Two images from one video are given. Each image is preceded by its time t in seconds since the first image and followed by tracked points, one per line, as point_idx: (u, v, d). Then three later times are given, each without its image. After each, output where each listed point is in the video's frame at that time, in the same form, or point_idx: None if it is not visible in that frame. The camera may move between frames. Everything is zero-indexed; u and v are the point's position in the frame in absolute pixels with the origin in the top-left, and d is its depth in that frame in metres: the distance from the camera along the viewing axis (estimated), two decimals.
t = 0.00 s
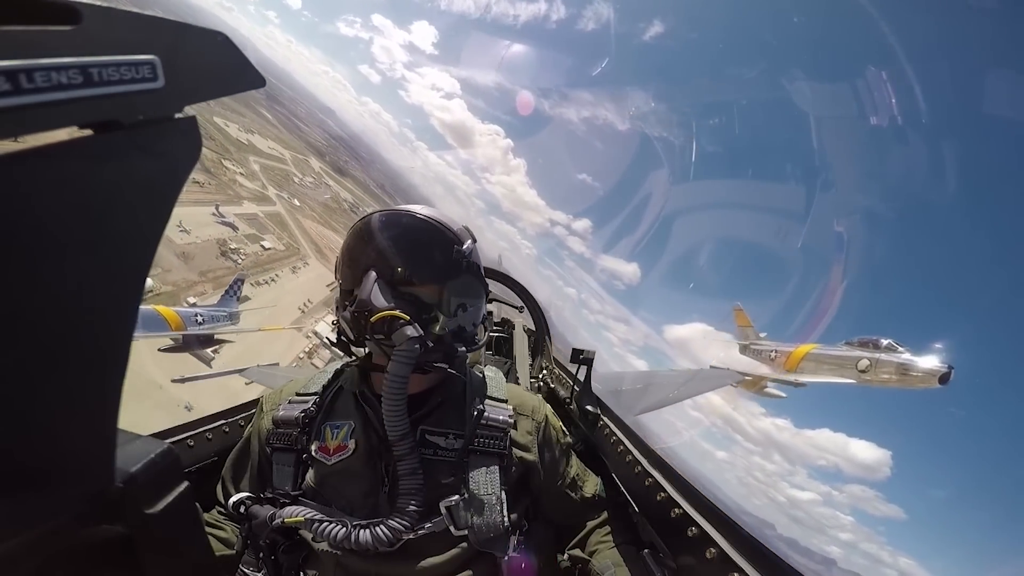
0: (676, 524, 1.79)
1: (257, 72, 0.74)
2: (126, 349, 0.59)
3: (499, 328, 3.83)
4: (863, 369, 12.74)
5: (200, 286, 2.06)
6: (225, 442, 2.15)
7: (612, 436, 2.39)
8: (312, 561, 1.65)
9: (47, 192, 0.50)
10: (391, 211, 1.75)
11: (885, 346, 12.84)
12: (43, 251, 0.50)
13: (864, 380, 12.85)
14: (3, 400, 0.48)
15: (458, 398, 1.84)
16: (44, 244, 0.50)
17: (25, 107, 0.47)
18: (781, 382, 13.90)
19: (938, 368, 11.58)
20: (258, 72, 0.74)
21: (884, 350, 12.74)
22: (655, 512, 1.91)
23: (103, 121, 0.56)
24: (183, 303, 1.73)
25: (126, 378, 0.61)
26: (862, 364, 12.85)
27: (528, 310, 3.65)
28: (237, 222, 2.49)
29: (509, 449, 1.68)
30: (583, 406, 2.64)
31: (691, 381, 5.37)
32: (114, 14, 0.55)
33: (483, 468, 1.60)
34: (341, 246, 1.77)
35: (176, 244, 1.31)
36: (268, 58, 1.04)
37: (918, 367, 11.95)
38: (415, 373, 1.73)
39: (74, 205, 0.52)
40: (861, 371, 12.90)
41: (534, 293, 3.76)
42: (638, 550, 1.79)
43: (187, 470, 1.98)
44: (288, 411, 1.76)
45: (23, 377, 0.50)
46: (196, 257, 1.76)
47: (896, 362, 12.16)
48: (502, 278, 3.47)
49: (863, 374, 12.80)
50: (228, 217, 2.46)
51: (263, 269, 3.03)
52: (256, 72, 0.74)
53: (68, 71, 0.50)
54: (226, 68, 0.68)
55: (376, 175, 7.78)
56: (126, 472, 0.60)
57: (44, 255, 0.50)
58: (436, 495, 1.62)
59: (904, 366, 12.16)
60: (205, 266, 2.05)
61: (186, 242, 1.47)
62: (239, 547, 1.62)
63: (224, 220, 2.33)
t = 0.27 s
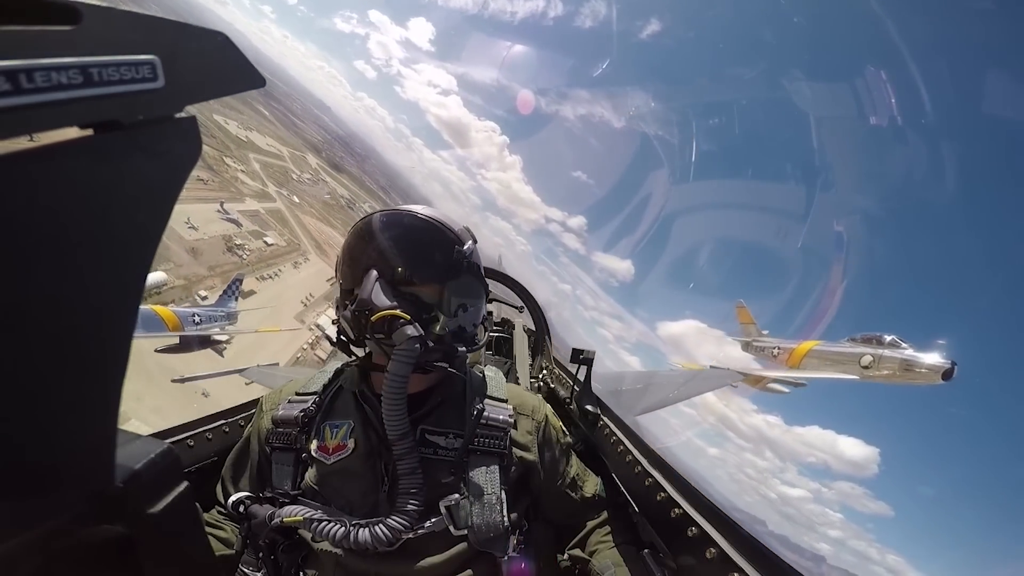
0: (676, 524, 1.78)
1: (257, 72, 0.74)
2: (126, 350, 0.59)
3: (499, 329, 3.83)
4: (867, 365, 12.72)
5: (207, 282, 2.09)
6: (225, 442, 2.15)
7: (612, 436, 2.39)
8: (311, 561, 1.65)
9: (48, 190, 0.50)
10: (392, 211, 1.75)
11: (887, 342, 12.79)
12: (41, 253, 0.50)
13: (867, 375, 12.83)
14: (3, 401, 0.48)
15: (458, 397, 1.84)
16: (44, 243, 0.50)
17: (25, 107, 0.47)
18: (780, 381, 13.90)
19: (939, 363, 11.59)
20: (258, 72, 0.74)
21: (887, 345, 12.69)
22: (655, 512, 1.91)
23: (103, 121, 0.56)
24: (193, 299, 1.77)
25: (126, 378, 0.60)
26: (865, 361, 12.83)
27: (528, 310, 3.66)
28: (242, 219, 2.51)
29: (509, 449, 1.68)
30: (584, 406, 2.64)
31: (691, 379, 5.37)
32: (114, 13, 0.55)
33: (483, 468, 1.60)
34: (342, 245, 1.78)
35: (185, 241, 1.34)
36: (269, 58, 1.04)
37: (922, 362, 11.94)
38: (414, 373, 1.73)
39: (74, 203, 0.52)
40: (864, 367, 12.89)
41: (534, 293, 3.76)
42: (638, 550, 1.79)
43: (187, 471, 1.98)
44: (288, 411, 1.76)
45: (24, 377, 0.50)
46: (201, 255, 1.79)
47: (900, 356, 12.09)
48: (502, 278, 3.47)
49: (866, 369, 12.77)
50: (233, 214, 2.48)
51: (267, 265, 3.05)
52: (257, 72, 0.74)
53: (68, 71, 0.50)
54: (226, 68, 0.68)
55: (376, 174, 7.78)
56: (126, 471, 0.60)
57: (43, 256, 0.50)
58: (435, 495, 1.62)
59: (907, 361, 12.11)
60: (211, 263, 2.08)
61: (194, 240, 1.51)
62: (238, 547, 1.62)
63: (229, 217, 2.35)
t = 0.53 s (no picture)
0: (676, 524, 1.78)
1: (257, 72, 0.74)
2: (126, 350, 0.59)
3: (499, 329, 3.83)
4: (868, 363, 12.68)
5: (211, 278, 2.12)
6: (225, 442, 2.15)
7: (612, 436, 2.39)
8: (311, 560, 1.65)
9: (51, 189, 0.50)
10: (392, 211, 1.75)
11: (890, 340, 12.76)
12: (42, 253, 0.50)
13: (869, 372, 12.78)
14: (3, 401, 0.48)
15: (458, 397, 1.84)
16: (47, 241, 0.50)
17: (25, 107, 0.47)
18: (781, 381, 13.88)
19: (940, 360, 11.54)
20: (258, 72, 0.74)
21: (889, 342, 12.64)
22: (654, 512, 1.91)
23: (103, 121, 0.56)
24: (200, 294, 1.82)
25: (126, 377, 0.60)
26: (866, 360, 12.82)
27: (528, 310, 3.66)
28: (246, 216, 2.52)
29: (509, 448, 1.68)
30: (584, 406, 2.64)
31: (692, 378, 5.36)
32: (113, 14, 0.55)
33: (483, 468, 1.60)
34: (342, 244, 1.78)
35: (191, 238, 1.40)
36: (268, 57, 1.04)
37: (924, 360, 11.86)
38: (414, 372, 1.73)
39: (76, 202, 0.52)
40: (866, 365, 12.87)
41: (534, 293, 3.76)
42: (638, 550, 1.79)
43: (187, 471, 1.98)
44: (287, 411, 1.76)
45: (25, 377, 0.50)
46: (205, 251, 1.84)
47: (902, 354, 12.05)
48: (502, 278, 3.47)
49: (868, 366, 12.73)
50: (236, 210, 2.50)
51: (269, 261, 3.06)
52: (257, 72, 0.74)
53: (68, 71, 0.50)
54: (225, 68, 0.68)
55: (376, 173, 7.77)
56: (126, 471, 0.60)
57: (43, 256, 0.50)
58: (435, 495, 1.63)
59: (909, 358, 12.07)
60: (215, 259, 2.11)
61: (200, 237, 1.55)
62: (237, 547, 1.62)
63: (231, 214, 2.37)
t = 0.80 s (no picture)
0: (676, 524, 1.78)
1: (257, 72, 0.74)
2: (126, 350, 0.59)
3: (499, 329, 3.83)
4: (870, 360, 12.66)
5: (210, 277, 2.12)
6: (225, 442, 2.15)
7: (612, 436, 2.39)
8: (311, 561, 1.65)
9: (51, 191, 0.50)
10: (394, 212, 1.76)
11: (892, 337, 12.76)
12: (43, 253, 0.50)
13: (871, 369, 12.77)
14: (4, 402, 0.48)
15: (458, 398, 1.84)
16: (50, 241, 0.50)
17: (27, 107, 0.47)
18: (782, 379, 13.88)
19: (942, 357, 11.54)
20: (258, 72, 0.74)
21: (890, 339, 12.62)
22: (654, 512, 1.91)
23: (103, 121, 0.56)
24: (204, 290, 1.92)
25: (125, 377, 0.60)
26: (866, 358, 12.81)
27: (528, 310, 3.65)
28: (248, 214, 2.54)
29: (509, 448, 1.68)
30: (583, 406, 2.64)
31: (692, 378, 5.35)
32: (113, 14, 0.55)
33: (483, 468, 1.60)
34: (343, 244, 1.78)
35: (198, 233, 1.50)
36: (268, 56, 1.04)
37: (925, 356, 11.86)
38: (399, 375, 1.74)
39: (75, 202, 0.52)
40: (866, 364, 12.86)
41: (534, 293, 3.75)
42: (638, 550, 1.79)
43: (187, 471, 1.98)
44: (287, 411, 1.76)
45: (24, 378, 0.50)
46: (207, 247, 1.94)
47: (904, 351, 12.03)
48: (502, 278, 3.47)
49: (870, 363, 12.70)
50: (239, 208, 2.51)
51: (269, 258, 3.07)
52: (257, 72, 0.74)
53: (68, 71, 0.50)
54: (225, 68, 0.68)
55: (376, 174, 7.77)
56: (126, 471, 0.60)
57: (44, 256, 0.50)
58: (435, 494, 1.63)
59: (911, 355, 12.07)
60: (216, 254, 2.19)
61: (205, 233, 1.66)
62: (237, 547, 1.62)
63: (231, 214, 2.36)
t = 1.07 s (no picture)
0: (676, 524, 1.78)
1: (257, 72, 0.74)
2: (126, 350, 0.59)
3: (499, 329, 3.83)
4: (872, 356, 12.65)
5: (210, 277, 2.12)
6: (225, 442, 2.15)
7: (612, 436, 2.39)
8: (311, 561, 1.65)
9: (47, 192, 0.50)
10: (391, 212, 1.76)
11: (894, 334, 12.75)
12: (43, 253, 0.50)
13: (873, 365, 12.77)
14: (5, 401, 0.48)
15: (458, 397, 1.85)
16: (45, 241, 0.50)
17: (27, 107, 0.47)
18: (782, 378, 13.87)
19: (944, 352, 11.55)
20: (258, 72, 0.74)
21: (892, 336, 12.62)
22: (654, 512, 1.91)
23: (104, 121, 0.56)
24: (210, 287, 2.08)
25: (126, 376, 0.60)
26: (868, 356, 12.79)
27: (528, 310, 3.65)
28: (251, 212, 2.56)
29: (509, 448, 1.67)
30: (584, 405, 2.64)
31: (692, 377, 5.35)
32: (113, 14, 0.55)
33: (483, 467, 1.60)
34: (341, 244, 1.78)
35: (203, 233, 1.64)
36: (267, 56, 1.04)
37: (927, 352, 11.86)
38: (392, 374, 1.75)
39: (71, 202, 0.52)
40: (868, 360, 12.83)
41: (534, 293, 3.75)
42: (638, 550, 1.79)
43: (187, 471, 1.98)
44: (287, 411, 1.76)
45: (21, 379, 0.49)
46: (207, 247, 1.93)
47: (905, 346, 12.03)
48: (502, 279, 3.47)
49: (871, 358, 12.71)
50: (240, 207, 2.52)
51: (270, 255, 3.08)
52: (257, 72, 0.75)
53: (68, 71, 0.50)
54: (225, 67, 0.68)
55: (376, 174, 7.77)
56: (126, 471, 0.60)
57: (44, 256, 0.50)
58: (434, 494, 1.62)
59: (912, 351, 12.07)
60: (216, 252, 2.18)
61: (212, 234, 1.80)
62: (237, 547, 1.62)
63: (230, 212, 2.36)
